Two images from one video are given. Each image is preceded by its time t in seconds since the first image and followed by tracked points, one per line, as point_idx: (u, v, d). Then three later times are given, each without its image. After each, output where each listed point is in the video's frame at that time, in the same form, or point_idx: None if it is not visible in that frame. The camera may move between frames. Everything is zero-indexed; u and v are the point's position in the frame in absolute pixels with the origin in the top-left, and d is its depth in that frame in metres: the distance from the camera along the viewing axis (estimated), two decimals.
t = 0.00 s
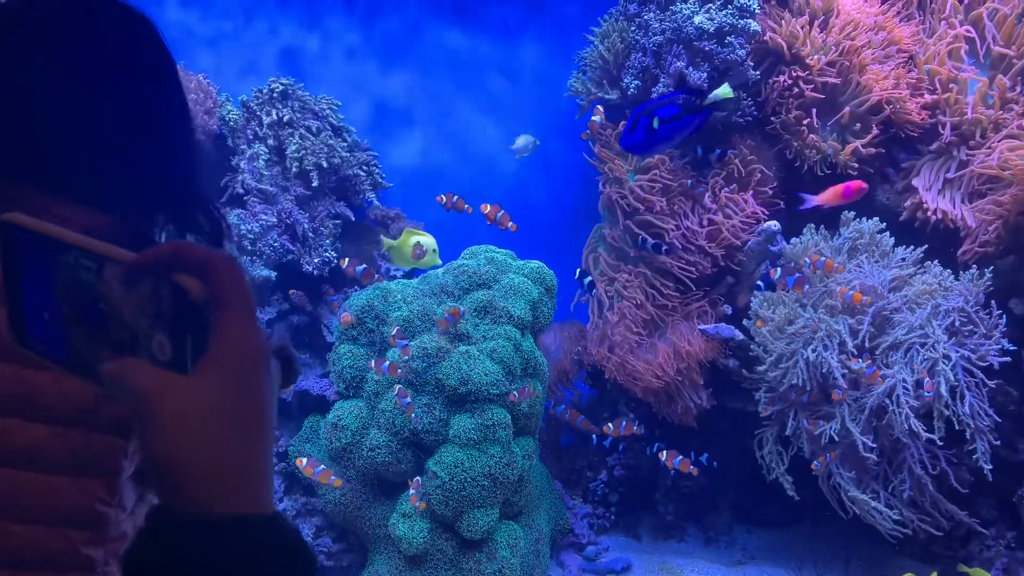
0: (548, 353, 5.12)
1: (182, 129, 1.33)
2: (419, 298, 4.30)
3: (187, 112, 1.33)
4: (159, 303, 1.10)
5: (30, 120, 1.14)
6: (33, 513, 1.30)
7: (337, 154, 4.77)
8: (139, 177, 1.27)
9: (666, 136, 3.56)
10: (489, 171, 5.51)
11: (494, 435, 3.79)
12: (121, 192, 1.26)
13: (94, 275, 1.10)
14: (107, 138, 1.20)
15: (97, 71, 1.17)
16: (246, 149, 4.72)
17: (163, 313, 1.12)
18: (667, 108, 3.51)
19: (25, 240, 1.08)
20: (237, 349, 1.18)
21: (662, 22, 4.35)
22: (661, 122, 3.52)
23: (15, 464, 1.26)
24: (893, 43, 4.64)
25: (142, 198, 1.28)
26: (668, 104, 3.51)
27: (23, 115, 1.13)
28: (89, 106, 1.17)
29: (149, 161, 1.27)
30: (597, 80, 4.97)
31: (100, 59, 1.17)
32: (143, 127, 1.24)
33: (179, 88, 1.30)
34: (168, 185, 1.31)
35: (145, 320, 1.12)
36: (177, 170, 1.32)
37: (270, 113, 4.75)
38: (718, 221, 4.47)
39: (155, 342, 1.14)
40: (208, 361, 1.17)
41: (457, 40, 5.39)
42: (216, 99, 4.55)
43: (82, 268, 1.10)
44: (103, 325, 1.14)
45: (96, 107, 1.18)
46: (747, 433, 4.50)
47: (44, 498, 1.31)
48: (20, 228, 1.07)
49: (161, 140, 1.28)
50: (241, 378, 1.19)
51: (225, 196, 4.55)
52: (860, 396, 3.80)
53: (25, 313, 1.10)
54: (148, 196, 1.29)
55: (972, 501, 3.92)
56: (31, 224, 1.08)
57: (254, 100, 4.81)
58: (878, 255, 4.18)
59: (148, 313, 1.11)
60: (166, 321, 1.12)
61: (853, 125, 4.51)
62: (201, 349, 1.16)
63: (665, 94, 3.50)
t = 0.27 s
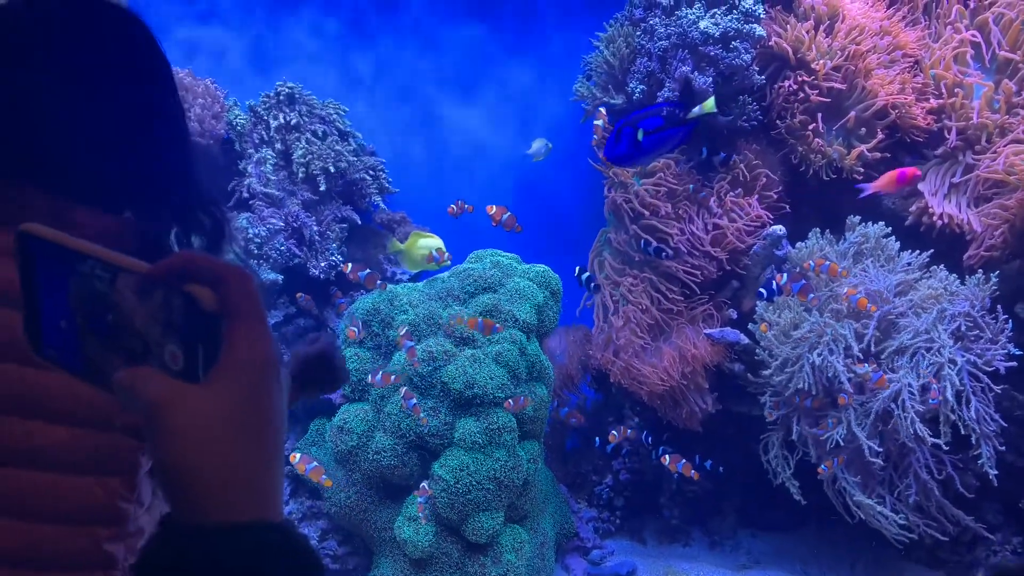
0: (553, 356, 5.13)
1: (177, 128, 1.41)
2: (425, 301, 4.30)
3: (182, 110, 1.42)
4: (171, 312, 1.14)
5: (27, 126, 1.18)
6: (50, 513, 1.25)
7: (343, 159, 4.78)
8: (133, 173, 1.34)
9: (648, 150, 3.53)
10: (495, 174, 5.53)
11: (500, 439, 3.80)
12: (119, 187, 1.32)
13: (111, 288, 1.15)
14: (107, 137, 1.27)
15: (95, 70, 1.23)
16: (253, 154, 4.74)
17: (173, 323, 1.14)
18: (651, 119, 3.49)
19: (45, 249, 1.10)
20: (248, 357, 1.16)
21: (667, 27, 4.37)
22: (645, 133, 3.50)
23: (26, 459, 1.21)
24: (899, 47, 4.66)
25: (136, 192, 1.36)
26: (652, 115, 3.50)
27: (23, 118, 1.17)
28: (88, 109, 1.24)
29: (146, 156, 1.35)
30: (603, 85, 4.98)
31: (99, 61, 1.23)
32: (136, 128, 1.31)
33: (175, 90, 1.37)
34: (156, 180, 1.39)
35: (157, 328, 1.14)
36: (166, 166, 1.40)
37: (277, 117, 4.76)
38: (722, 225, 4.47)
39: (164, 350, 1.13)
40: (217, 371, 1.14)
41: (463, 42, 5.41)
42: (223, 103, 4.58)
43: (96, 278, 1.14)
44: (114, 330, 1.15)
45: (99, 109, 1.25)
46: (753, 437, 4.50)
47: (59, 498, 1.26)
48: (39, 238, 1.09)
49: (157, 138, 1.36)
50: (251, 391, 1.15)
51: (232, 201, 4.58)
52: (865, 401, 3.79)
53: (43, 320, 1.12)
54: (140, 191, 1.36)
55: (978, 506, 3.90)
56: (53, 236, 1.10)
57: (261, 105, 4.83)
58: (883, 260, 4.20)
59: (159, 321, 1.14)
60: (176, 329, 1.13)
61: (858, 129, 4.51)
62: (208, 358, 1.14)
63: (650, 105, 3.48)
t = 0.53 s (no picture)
0: (563, 360, 5.13)
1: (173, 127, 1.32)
2: (434, 303, 4.31)
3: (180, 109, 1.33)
4: (179, 313, 1.09)
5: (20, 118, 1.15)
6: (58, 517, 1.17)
7: (355, 162, 4.81)
8: (125, 170, 1.26)
9: (637, 160, 3.65)
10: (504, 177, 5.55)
11: (509, 441, 3.82)
12: (111, 184, 1.24)
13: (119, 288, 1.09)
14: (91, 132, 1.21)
15: (81, 63, 1.17)
16: (265, 157, 4.76)
17: (184, 321, 1.09)
18: (640, 130, 3.63)
19: (49, 249, 1.06)
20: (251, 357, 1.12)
21: (677, 31, 4.38)
22: (635, 144, 3.63)
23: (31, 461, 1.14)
24: (910, 52, 4.64)
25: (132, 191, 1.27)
26: (640, 126, 3.63)
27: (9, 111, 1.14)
28: (73, 103, 1.18)
29: (139, 153, 1.27)
30: (612, 90, 5.02)
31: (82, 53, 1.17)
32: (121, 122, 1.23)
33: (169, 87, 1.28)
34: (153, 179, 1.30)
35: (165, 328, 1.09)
36: (163, 166, 1.31)
37: (289, 120, 4.78)
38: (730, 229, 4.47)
39: (169, 349, 1.08)
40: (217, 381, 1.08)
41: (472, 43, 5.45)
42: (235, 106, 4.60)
43: (102, 278, 1.08)
44: (120, 325, 1.10)
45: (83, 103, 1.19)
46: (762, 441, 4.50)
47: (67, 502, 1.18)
48: (45, 240, 1.05)
49: (153, 136, 1.28)
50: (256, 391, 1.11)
51: (244, 204, 4.60)
52: (875, 406, 3.78)
53: (44, 317, 1.08)
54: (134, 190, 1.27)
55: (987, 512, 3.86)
56: (53, 234, 1.05)
57: (273, 108, 4.84)
58: (893, 264, 4.20)
59: (167, 321, 1.08)
60: (186, 328, 1.09)
61: (869, 133, 4.51)
62: (216, 356, 1.10)
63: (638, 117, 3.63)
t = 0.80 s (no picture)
0: (578, 364, 5.09)
1: (189, 129, 1.33)
2: (451, 306, 4.32)
3: (196, 115, 1.35)
4: (202, 318, 1.11)
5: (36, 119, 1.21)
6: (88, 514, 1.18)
7: (372, 166, 4.84)
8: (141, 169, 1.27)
9: (636, 171, 3.76)
10: (522, 176, 5.55)
11: (525, 445, 3.82)
12: (130, 185, 1.26)
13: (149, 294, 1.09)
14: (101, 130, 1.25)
15: (92, 72, 1.23)
16: (285, 160, 4.72)
17: (208, 326, 1.13)
18: (640, 142, 3.74)
19: (68, 252, 1.03)
20: (273, 363, 1.20)
21: (695, 35, 4.37)
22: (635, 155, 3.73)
23: (54, 459, 1.15)
24: (929, 56, 4.61)
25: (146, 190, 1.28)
26: (640, 139, 3.75)
27: (27, 114, 1.21)
28: (82, 105, 1.23)
29: (151, 153, 1.29)
30: (630, 94, 5.03)
31: (89, 57, 1.23)
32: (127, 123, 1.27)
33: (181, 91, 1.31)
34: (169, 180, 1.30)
35: (190, 331, 1.13)
36: (180, 168, 1.30)
37: (309, 123, 4.83)
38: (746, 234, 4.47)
39: (193, 352, 1.14)
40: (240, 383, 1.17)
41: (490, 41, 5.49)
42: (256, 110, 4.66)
43: (126, 285, 1.08)
44: (142, 330, 1.11)
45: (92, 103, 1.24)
46: (779, 446, 4.49)
47: (94, 498, 1.19)
48: (64, 244, 1.03)
49: (164, 137, 1.31)
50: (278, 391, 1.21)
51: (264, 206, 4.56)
52: (894, 411, 3.76)
53: (66, 330, 1.05)
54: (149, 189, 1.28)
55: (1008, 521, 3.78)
56: (77, 242, 1.04)
57: (294, 112, 4.90)
58: (913, 269, 4.17)
59: (190, 324, 1.11)
60: (209, 332, 1.14)
61: (887, 138, 4.49)
62: (236, 359, 1.16)
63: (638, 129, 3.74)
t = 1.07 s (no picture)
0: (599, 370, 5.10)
1: (221, 129, 1.34)
2: (473, 310, 4.33)
3: (230, 114, 1.35)
4: (236, 322, 1.16)
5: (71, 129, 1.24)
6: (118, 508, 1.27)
7: (397, 170, 4.88)
8: (177, 173, 1.31)
9: (641, 178, 3.77)
10: (545, 178, 5.56)
11: (546, 450, 3.83)
12: (167, 189, 1.31)
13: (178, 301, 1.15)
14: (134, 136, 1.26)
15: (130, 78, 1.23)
16: (310, 164, 4.82)
17: (232, 327, 1.16)
18: (646, 149, 3.73)
19: (95, 254, 1.10)
20: (299, 364, 1.17)
21: (721, 41, 4.35)
22: (640, 163, 3.74)
23: (87, 453, 1.24)
24: (957, 63, 4.58)
25: (177, 193, 1.32)
26: (647, 145, 3.73)
27: (65, 126, 1.25)
28: (113, 111, 1.24)
29: (184, 155, 1.30)
30: (654, 100, 5.02)
31: (119, 64, 1.23)
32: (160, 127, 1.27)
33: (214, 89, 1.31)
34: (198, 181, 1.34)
35: (219, 334, 1.15)
36: (212, 167, 1.34)
37: (334, 128, 4.87)
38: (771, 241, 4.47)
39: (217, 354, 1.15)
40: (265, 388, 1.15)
41: (516, 41, 5.52)
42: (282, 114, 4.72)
43: (156, 288, 1.14)
44: (171, 333, 1.14)
45: (124, 110, 1.24)
46: (801, 454, 4.47)
47: (125, 492, 1.27)
48: (92, 248, 1.10)
49: (197, 138, 1.31)
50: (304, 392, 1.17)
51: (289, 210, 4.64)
52: (920, 421, 3.74)
53: (94, 334, 1.09)
54: (181, 190, 1.32)
55: None
56: (105, 248, 1.10)
57: (320, 116, 4.94)
58: (940, 277, 4.14)
59: (222, 327, 1.15)
60: (234, 333, 1.16)
61: (915, 145, 4.45)
62: (263, 361, 1.17)
63: (645, 136, 3.71)
